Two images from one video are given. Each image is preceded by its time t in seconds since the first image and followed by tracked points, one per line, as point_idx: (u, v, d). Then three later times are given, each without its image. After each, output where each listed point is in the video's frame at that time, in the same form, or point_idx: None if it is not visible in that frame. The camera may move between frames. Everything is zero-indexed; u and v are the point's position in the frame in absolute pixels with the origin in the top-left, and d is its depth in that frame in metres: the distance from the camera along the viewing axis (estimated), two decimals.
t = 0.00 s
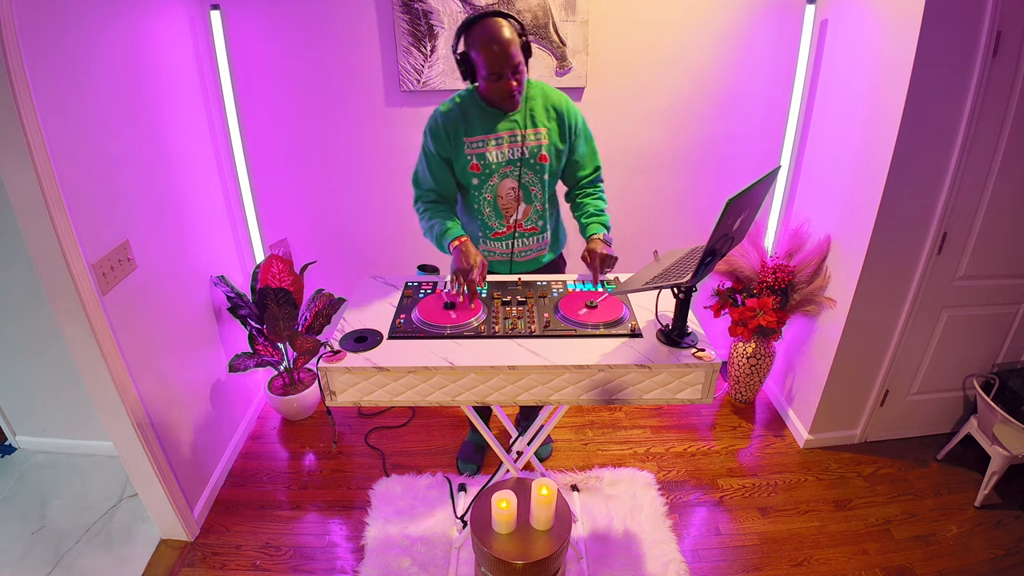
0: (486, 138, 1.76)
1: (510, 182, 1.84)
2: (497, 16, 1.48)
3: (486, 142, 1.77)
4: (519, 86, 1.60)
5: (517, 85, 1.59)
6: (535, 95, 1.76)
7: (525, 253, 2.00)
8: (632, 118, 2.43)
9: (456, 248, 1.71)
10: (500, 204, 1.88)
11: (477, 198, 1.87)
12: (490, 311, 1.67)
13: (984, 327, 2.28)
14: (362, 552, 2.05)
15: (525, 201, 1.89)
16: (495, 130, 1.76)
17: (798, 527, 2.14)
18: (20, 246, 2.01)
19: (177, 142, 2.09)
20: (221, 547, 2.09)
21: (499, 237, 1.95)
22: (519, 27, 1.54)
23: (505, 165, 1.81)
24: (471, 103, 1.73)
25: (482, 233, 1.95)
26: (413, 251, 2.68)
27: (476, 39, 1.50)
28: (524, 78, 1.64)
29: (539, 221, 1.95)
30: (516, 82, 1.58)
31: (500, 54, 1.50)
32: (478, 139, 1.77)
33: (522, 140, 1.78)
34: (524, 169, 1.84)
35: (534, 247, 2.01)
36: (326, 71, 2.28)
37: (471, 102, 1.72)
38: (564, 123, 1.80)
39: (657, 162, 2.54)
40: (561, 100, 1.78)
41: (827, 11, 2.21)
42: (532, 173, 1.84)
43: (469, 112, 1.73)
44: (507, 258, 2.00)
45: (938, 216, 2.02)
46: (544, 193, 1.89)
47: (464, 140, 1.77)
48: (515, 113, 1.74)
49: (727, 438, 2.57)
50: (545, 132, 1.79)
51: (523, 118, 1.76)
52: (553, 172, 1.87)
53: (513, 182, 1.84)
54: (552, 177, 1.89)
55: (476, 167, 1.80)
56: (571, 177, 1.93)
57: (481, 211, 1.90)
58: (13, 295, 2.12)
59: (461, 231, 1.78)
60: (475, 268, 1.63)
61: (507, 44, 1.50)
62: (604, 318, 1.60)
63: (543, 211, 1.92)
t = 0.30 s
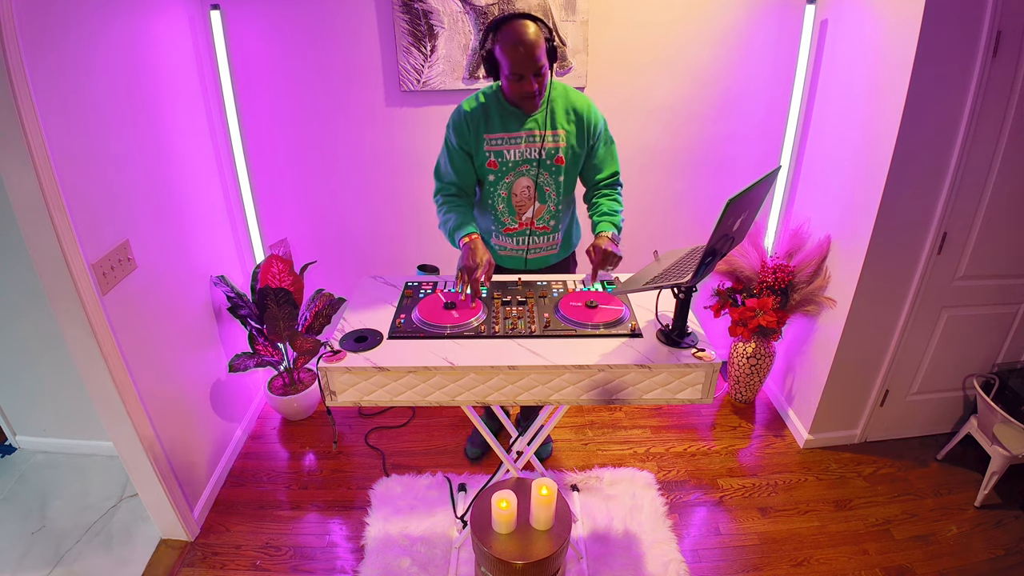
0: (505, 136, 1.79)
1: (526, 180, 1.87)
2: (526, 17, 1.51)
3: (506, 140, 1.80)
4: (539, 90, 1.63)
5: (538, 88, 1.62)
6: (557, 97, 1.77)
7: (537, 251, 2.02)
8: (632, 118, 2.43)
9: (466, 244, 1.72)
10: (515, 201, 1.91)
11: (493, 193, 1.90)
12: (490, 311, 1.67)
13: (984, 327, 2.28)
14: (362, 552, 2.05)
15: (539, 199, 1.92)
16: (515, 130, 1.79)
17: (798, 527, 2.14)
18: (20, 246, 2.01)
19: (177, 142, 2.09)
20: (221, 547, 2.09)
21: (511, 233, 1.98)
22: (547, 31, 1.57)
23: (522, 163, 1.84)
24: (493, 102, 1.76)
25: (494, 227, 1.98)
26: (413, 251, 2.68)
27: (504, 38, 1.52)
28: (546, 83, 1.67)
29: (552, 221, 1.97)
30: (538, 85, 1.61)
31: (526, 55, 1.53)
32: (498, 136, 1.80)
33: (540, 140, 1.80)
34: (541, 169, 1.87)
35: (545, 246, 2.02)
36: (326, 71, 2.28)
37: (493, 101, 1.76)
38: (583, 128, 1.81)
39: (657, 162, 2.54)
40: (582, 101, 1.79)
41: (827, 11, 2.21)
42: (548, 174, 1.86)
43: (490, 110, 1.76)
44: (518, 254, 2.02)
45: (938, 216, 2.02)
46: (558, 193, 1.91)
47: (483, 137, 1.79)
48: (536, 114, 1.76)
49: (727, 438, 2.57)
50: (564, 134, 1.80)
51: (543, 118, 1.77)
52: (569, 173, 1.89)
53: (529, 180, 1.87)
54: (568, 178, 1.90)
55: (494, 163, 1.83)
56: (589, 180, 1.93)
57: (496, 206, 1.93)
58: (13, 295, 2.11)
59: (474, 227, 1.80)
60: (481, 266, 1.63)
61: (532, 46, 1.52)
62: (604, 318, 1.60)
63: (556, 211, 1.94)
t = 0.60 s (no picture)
0: (510, 136, 1.79)
1: (529, 182, 1.87)
2: (535, 21, 1.51)
3: (511, 141, 1.80)
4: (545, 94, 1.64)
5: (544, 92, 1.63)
6: (562, 101, 1.79)
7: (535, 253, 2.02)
8: (632, 118, 2.43)
9: (466, 245, 1.72)
10: (516, 202, 1.91)
11: (494, 193, 1.90)
12: (490, 311, 1.67)
13: (985, 327, 2.28)
14: (362, 552, 2.05)
15: (540, 202, 1.92)
16: (520, 131, 1.79)
17: (798, 527, 2.14)
18: (19, 246, 2.01)
19: (177, 141, 2.09)
20: (221, 547, 2.09)
21: (510, 234, 1.97)
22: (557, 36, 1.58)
23: (526, 165, 1.84)
24: (500, 103, 1.77)
25: (493, 227, 1.98)
26: (413, 250, 2.68)
27: (512, 41, 1.53)
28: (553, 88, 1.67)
29: (552, 224, 1.96)
30: (544, 90, 1.61)
31: (534, 59, 1.53)
32: (503, 137, 1.79)
33: (545, 143, 1.81)
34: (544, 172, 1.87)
35: (544, 249, 2.02)
36: (326, 72, 2.28)
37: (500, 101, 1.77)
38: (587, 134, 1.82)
39: (657, 162, 2.54)
40: (589, 107, 1.81)
41: (827, 11, 2.21)
42: (551, 177, 1.86)
43: (497, 110, 1.77)
44: (517, 256, 2.02)
45: (938, 216, 2.02)
46: (560, 197, 1.90)
47: (488, 136, 1.79)
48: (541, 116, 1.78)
49: (727, 438, 2.57)
50: (569, 138, 1.81)
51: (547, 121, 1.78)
52: (572, 177, 1.89)
53: (531, 182, 1.87)
54: (570, 183, 1.91)
55: (497, 163, 1.83)
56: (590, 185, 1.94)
57: (497, 206, 1.93)
58: (13, 295, 2.11)
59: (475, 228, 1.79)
60: (481, 266, 1.64)
61: (540, 50, 1.53)
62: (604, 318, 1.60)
63: (556, 214, 1.93)
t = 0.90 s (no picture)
0: (502, 128, 1.80)
1: (522, 174, 1.88)
2: (529, 8, 1.52)
3: (502, 132, 1.80)
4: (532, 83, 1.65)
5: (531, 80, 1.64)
6: (552, 96, 1.80)
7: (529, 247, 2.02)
8: (632, 117, 2.43)
9: (462, 245, 1.71)
10: (509, 195, 1.91)
11: (487, 186, 1.89)
12: (490, 311, 1.67)
13: (985, 327, 2.28)
14: (362, 552, 2.05)
15: (533, 194, 1.92)
16: (511, 122, 1.80)
17: (798, 527, 2.15)
18: (20, 246, 2.01)
19: (176, 141, 2.09)
20: (221, 547, 2.09)
21: (503, 228, 1.97)
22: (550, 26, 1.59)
23: (519, 157, 1.84)
24: (488, 92, 1.77)
25: (487, 223, 1.97)
26: (413, 251, 2.67)
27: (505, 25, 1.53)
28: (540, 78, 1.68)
29: (545, 217, 1.97)
30: (531, 77, 1.63)
31: (525, 45, 1.54)
32: (494, 128, 1.80)
33: (537, 134, 1.82)
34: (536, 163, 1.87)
35: (538, 243, 2.01)
36: (326, 72, 2.28)
37: (488, 91, 1.77)
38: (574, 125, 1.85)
39: (657, 162, 2.54)
40: (576, 100, 1.83)
41: (827, 11, 2.21)
42: (544, 168, 1.87)
43: (487, 101, 1.77)
44: (512, 251, 2.01)
45: (938, 216, 2.02)
46: (553, 188, 1.91)
47: (480, 128, 1.80)
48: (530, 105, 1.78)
49: (727, 438, 2.57)
50: (560, 129, 1.83)
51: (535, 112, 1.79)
52: (563, 168, 1.91)
53: (524, 175, 1.88)
54: (562, 174, 1.92)
55: (490, 155, 1.83)
56: (579, 175, 1.98)
57: (489, 200, 1.92)
58: (13, 295, 2.11)
59: (468, 226, 1.79)
60: (479, 266, 1.63)
61: (532, 38, 1.53)
62: (604, 318, 1.60)
63: (549, 206, 1.94)
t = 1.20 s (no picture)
0: (476, 138, 1.79)
1: (499, 183, 1.88)
2: (494, 16, 1.55)
3: (476, 142, 1.80)
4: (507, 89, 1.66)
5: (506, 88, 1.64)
6: (523, 102, 1.81)
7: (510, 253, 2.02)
8: (631, 117, 2.43)
9: (453, 252, 1.71)
10: (488, 204, 1.90)
11: (465, 197, 1.89)
12: (490, 311, 1.67)
13: (985, 327, 2.28)
14: (362, 552, 2.05)
15: (512, 203, 1.92)
16: (484, 131, 1.79)
17: (798, 527, 2.14)
18: (20, 246, 2.01)
19: (176, 141, 2.09)
20: (221, 547, 2.09)
21: (484, 237, 1.97)
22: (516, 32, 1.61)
23: (494, 166, 1.84)
24: (457, 103, 1.77)
25: (466, 233, 1.96)
26: (413, 251, 2.67)
27: (473, 33, 1.55)
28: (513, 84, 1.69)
29: (523, 223, 1.98)
30: (505, 82, 1.63)
31: (493, 50, 1.55)
32: (468, 139, 1.79)
33: (511, 143, 1.82)
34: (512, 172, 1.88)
35: (518, 248, 2.02)
36: (325, 72, 2.28)
37: (458, 100, 1.77)
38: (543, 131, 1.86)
39: (656, 162, 2.54)
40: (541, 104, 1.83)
41: (828, 11, 2.21)
42: (520, 177, 1.88)
43: (457, 112, 1.77)
44: (494, 258, 2.02)
45: (938, 216, 2.02)
46: (530, 195, 1.92)
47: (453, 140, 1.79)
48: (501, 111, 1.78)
49: (727, 438, 2.57)
50: (533, 136, 1.84)
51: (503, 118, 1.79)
52: (539, 175, 1.92)
53: (501, 183, 1.88)
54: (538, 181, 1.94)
55: (466, 167, 1.83)
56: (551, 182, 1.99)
57: (468, 211, 1.92)
58: (13, 295, 2.11)
59: (456, 236, 1.79)
60: (474, 271, 1.67)
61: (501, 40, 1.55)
62: (604, 318, 1.60)
63: (527, 212, 1.95)
